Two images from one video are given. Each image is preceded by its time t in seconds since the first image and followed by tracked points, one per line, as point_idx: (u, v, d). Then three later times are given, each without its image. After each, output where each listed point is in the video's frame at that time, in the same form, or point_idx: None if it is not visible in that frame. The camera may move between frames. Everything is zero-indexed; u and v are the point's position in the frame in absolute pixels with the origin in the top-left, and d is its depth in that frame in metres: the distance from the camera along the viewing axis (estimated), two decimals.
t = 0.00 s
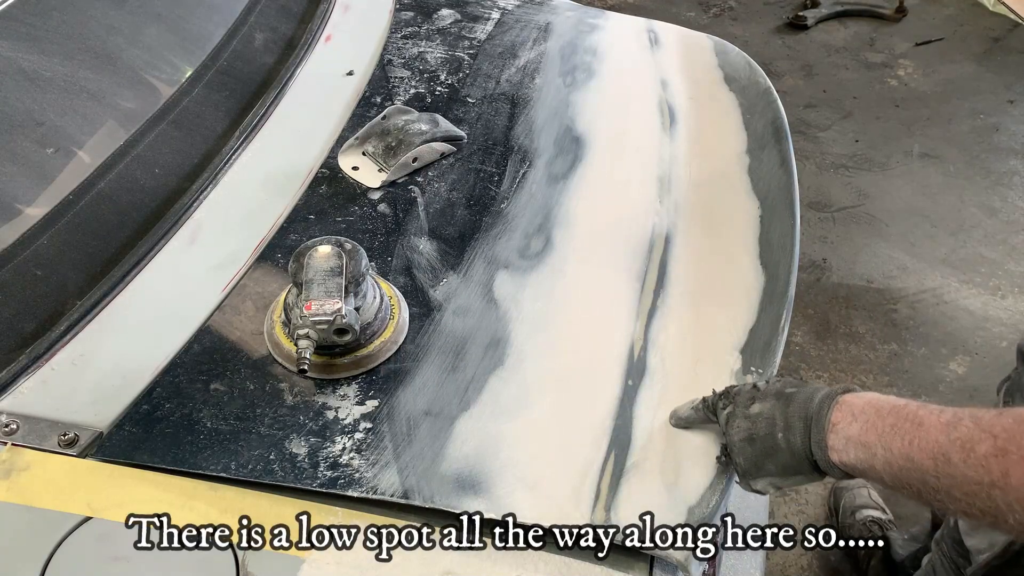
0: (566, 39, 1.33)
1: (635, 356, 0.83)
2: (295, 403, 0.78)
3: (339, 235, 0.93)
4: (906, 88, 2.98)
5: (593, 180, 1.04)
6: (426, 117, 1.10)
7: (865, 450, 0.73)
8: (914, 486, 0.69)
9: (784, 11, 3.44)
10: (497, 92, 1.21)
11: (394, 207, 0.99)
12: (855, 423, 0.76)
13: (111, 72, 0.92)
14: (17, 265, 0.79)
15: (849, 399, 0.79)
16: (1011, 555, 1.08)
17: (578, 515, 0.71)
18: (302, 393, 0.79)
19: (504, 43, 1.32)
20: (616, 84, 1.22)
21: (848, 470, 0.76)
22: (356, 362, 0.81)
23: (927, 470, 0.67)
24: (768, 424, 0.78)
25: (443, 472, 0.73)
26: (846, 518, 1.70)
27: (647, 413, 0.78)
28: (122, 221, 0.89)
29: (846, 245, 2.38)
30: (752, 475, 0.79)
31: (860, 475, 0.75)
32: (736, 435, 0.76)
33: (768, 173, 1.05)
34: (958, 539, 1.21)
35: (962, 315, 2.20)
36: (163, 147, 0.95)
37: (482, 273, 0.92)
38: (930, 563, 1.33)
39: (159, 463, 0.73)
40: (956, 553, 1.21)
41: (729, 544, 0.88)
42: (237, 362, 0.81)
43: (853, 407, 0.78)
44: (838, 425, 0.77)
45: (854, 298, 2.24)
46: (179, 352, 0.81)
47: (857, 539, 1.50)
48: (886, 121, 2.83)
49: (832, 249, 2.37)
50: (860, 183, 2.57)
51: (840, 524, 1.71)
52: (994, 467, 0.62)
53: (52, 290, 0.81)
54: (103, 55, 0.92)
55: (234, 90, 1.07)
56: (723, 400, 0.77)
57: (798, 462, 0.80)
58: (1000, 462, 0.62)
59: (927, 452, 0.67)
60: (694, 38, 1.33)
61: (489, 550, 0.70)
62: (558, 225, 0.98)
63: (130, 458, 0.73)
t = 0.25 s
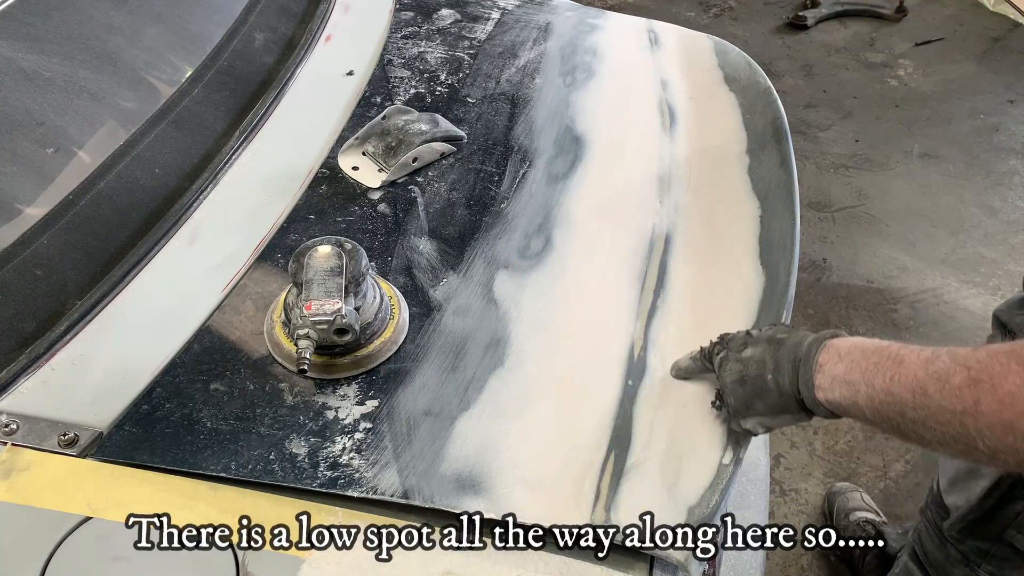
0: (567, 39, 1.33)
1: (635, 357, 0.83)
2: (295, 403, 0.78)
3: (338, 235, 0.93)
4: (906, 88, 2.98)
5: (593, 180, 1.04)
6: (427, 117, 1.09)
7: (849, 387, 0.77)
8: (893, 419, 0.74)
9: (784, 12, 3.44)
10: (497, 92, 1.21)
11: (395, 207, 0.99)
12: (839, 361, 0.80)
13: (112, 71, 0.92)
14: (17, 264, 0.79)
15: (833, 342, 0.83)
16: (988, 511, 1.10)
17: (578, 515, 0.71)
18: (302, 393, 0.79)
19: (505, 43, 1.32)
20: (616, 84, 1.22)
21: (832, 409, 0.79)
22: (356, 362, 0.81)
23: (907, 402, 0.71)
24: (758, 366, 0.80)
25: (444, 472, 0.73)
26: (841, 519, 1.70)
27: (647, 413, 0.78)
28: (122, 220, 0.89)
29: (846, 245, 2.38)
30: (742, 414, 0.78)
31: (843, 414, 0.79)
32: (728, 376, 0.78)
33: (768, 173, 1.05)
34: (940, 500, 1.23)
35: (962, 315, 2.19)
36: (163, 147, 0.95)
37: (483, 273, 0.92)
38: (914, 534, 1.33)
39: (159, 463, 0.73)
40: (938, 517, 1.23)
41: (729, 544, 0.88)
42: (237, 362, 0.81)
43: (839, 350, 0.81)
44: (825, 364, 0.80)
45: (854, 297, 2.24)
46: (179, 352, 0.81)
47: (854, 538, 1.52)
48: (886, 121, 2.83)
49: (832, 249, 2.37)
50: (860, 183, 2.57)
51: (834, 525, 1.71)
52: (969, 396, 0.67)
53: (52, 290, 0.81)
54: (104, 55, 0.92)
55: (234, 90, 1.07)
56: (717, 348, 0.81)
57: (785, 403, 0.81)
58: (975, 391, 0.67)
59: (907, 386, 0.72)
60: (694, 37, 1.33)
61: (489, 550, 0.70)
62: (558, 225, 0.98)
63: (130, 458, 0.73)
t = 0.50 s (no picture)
0: (566, 38, 1.33)
1: (635, 357, 0.83)
2: (295, 403, 0.78)
3: (338, 235, 0.93)
4: (906, 88, 2.98)
5: (593, 180, 1.04)
6: (426, 117, 1.09)
7: (841, 325, 0.83)
8: (883, 349, 0.80)
9: (784, 11, 3.44)
10: (497, 92, 1.21)
11: (395, 207, 0.99)
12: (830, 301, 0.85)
13: (112, 71, 0.92)
14: (17, 264, 0.79)
15: (827, 287, 0.88)
16: (976, 463, 1.15)
17: (578, 515, 0.71)
18: (302, 393, 0.79)
19: (505, 42, 1.32)
20: (616, 84, 1.22)
21: (825, 348, 0.84)
22: (355, 361, 0.81)
23: (896, 332, 0.77)
24: (755, 313, 0.84)
25: (444, 472, 0.73)
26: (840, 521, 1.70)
27: (647, 413, 0.78)
28: (122, 220, 0.89)
29: (846, 245, 2.38)
30: (740, 356, 0.82)
31: (836, 352, 0.84)
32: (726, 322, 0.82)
33: (768, 173, 1.05)
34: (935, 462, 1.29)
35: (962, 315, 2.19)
36: (163, 147, 0.95)
37: (483, 273, 0.92)
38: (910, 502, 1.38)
39: (159, 463, 0.73)
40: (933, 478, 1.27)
41: (729, 544, 0.88)
42: (236, 362, 0.81)
43: (833, 293, 0.87)
44: (818, 306, 0.85)
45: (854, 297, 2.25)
46: (179, 352, 0.81)
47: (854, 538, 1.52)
48: (886, 121, 2.83)
49: (832, 249, 2.37)
50: (860, 183, 2.57)
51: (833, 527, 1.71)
52: (952, 321, 0.73)
53: (52, 290, 0.81)
54: (104, 55, 0.92)
55: (234, 90, 1.07)
56: (715, 302, 0.86)
57: (782, 344, 0.85)
58: (958, 317, 0.73)
59: (895, 318, 0.78)
60: (694, 37, 1.33)
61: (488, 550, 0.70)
62: (558, 225, 0.98)
63: (130, 458, 0.73)
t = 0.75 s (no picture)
0: (566, 38, 1.33)
1: (635, 357, 0.83)
2: (295, 403, 0.78)
3: (338, 235, 0.93)
4: (906, 88, 2.98)
5: (593, 179, 1.04)
6: (426, 117, 1.09)
7: (841, 271, 0.89)
8: (880, 292, 0.85)
9: (784, 11, 3.44)
10: (497, 92, 1.21)
11: (395, 207, 0.99)
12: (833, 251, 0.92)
13: (112, 71, 0.92)
14: (17, 264, 0.79)
15: (830, 239, 0.95)
16: (972, 423, 1.15)
17: (578, 515, 0.71)
18: (302, 393, 0.79)
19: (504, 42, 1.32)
20: (616, 84, 1.22)
21: (826, 294, 0.91)
22: (355, 361, 0.81)
23: (891, 274, 0.83)
24: (759, 265, 0.91)
25: (444, 472, 0.73)
26: (840, 521, 1.70)
27: (647, 413, 0.78)
28: (122, 220, 0.89)
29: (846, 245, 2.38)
30: (744, 306, 0.88)
31: (836, 298, 0.91)
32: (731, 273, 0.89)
33: (769, 174, 1.05)
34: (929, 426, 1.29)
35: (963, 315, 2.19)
36: (164, 147, 0.95)
37: (482, 273, 0.92)
38: (908, 471, 1.39)
39: (159, 463, 0.73)
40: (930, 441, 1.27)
41: (728, 544, 0.88)
42: (236, 362, 0.81)
43: (833, 243, 0.93)
44: (819, 256, 0.92)
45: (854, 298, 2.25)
46: (179, 352, 0.81)
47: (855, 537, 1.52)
48: (887, 121, 2.83)
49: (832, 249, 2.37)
50: (860, 183, 2.57)
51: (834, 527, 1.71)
52: (943, 260, 0.78)
53: (52, 290, 0.81)
54: (104, 55, 0.92)
55: (234, 90, 1.06)
56: (721, 259, 0.92)
57: (784, 293, 0.91)
58: (949, 256, 0.78)
59: (891, 261, 0.83)
60: (693, 37, 1.33)
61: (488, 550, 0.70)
62: (558, 225, 0.98)
63: (130, 458, 0.73)
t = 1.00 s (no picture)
0: (566, 38, 1.33)
1: (634, 357, 0.83)
2: (295, 402, 0.78)
3: (339, 235, 0.93)
4: (906, 88, 2.98)
5: (593, 179, 1.04)
6: (426, 117, 1.09)
7: (836, 224, 0.97)
8: (871, 240, 0.93)
9: (784, 11, 3.44)
10: (497, 92, 1.21)
11: (395, 207, 0.99)
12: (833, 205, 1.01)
13: (111, 71, 0.92)
14: (17, 264, 0.79)
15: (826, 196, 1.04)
16: (964, 385, 1.18)
17: (579, 515, 0.71)
18: (302, 393, 0.79)
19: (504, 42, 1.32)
20: (616, 84, 1.22)
21: (823, 247, 0.99)
22: (355, 361, 0.81)
23: (883, 222, 0.90)
24: (759, 223, 0.98)
25: (444, 472, 0.73)
26: (841, 522, 1.69)
27: (647, 412, 0.78)
28: (123, 220, 0.89)
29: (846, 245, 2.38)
30: (745, 261, 0.93)
31: (832, 250, 0.99)
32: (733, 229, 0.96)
33: (768, 174, 1.09)
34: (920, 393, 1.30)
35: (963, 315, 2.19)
36: (163, 146, 0.95)
37: (482, 272, 0.92)
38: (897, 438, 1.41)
39: (159, 463, 0.73)
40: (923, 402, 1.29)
41: (728, 544, 0.88)
42: (236, 362, 0.81)
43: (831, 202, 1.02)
44: (817, 211, 1.01)
45: (854, 298, 2.25)
46: (179, 352, 0.81)
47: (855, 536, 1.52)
48: (887, 121, 2.83)
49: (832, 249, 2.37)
50: (860, 183, 2.58)
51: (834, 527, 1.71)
52: (932, 206, 0.84)
53: (52, 290, 0.81)
54: (103, 55, 0.92)
55: (234, 90, 1.06)
56: (723, 220, 0.98)
57: (783, 248, 0.98)
58: (936, 202, 0.84)
59: (883, 211, 0.91)
60: (693, 37, 1.33)
61: (488, 550, 0.70)
62: (558, 225, 0.98)
63: (130, 458, 0.73)
